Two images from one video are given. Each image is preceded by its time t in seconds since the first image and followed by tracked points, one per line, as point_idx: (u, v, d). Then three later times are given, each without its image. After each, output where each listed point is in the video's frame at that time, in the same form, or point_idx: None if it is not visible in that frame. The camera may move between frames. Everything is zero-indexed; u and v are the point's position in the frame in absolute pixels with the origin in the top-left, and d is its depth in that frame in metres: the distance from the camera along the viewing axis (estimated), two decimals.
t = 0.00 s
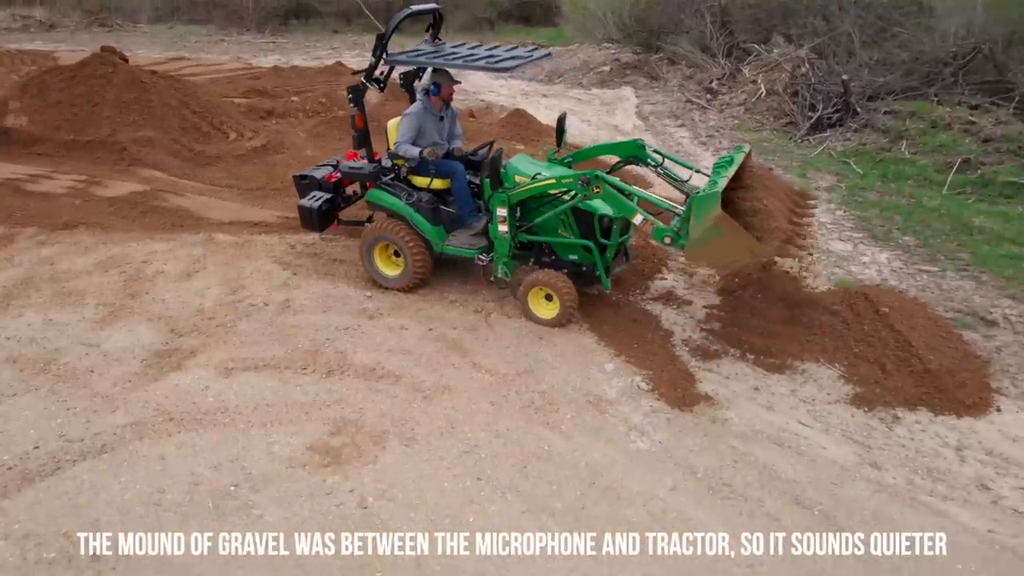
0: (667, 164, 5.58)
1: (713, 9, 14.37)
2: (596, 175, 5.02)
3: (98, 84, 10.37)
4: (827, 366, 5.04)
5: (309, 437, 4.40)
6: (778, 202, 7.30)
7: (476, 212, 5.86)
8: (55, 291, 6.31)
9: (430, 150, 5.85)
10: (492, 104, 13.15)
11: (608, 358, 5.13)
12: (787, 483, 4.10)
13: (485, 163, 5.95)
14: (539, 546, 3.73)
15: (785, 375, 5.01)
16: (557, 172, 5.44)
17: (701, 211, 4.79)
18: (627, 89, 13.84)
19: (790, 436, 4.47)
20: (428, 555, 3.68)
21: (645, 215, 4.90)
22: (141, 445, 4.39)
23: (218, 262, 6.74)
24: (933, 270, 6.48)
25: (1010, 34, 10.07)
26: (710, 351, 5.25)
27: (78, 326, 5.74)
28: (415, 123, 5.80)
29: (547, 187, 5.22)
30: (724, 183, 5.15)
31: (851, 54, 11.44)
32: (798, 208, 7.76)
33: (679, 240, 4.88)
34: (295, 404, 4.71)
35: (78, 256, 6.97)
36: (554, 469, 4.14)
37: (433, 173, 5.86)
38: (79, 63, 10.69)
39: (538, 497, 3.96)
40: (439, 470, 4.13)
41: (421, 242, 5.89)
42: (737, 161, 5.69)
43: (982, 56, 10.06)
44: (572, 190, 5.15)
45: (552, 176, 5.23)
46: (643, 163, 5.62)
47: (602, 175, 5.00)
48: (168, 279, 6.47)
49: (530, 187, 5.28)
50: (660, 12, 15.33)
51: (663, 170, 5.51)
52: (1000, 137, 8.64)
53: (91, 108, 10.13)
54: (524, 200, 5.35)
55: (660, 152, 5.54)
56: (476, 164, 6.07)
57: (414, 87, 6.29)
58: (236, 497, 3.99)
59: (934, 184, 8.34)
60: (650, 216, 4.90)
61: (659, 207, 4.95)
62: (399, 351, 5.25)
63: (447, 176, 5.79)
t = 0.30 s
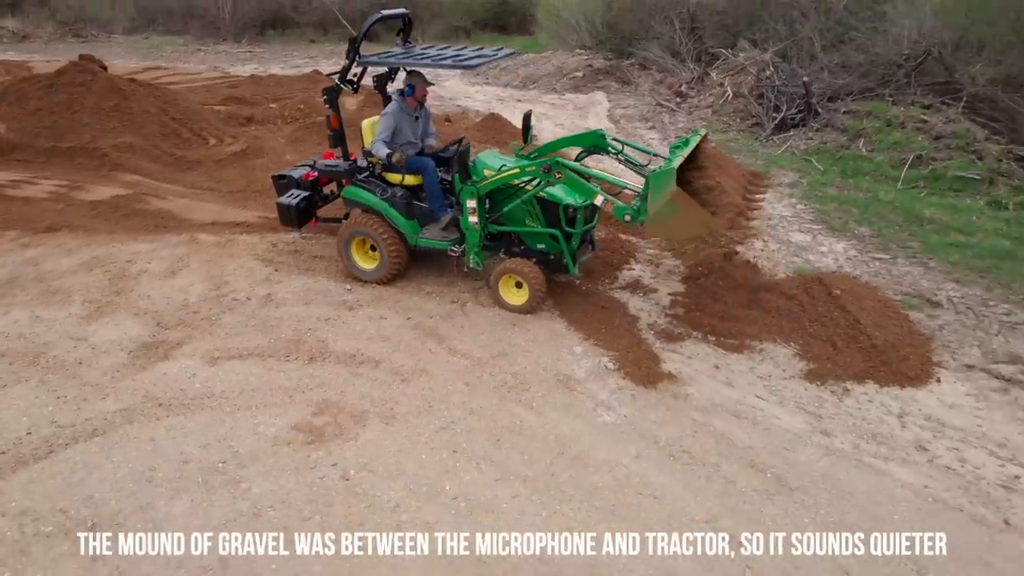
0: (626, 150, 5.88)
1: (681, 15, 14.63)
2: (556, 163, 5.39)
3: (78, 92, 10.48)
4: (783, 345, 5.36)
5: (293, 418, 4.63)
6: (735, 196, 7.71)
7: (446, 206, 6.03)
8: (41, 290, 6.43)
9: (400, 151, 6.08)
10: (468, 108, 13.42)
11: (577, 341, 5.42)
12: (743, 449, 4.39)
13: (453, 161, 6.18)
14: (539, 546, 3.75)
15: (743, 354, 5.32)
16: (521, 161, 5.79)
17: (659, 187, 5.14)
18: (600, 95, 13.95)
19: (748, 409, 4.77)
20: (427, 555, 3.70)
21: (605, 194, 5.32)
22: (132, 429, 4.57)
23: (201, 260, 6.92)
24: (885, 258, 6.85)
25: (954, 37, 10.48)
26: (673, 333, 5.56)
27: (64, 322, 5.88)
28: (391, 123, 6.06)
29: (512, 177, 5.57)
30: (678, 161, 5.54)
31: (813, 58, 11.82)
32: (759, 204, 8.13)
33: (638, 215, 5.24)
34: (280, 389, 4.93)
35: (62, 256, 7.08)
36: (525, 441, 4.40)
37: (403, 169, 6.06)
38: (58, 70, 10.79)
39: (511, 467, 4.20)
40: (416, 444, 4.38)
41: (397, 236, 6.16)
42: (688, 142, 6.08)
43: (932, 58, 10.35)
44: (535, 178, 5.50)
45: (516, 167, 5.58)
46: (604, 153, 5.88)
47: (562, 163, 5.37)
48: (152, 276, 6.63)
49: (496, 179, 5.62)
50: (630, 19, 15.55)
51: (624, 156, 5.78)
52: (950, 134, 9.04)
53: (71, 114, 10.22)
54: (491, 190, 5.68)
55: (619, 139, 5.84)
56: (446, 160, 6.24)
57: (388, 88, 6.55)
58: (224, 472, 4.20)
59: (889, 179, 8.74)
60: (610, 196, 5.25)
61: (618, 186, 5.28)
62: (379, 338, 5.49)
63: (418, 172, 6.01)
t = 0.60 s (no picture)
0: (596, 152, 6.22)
1: (656, 23, 14.68)
2: (530, 163, 5.66)
3: (61, 99, 10.59)
4: (747, 331, 5.65)
5: (281, 403, 4.85)
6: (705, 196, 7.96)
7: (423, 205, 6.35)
8: (30, 289, 6.54)
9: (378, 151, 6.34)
10: (448, 114, 13.67)
11: (552, 329, 5.69)
12: (708, 424, 4.66)
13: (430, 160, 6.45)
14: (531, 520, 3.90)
15: (710, 339, 5.60)
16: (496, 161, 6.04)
17: (634, 195, 5.49)
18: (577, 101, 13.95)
19: (713, 388, 5.05)
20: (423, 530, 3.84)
21: (574, 193, 5.63)
22: (125, 416, 4.75)
23: (188, 260, 7.08)
24: (846, 250, 7.18)
25: (913, 43, 10.98)
26: (644, 321, 5.84)
27: (55, 319, 5.99)
28: (370, 123, 6.32)
29: (487, 176, 5.83)
30: (656, 170, 5.84)
31: (782, 64, 12.18)
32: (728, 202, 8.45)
33: (605, 214, 5.55)
34: (268, 376, 5.14)
35: (51, 258, 7.18)
36: (503, 421, 4.65)
37: (382, 168, 6.32)
38: (41, 78, 10.89)
39: (489, 443, 4.45)
40: (399, 425, 4.62)
41: (376, 233, 6.39)
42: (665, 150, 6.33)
43: (892, 62, 10.76)
44: (508, 176, 5.78)
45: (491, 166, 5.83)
46: (575, 155, 6.16)
47: (536, 163, 5.65)
48: (140, 276, 6.77)
49: (472, 177, 5.88)
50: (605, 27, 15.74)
51: (593, 158, 6.08)
52: (909, 134, 9.43)
53: (55, 121, 10.33)
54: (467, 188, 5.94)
55: (589, 142, 6.13)
56: (423, 160, 6.57)
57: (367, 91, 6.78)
58: (216, 453, 4.39)
59: (853, 177, 9.10)
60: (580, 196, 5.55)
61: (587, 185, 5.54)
62: (362, 329, 5.72)
63: (396, 171, 6.28)
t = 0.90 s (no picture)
0: (576, 154, 6.46)
1: (640, 32, 14.86)
2: (513, 161, 5.94)
3: (56, 107, 10.76)
4: (724, 322, 5.91)
5: (277, 391, 5.06)
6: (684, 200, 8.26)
7: (412, 206, 6.58)
8: (30, 288, 6.69)
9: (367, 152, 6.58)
10: (436, 121, 13.92)
11: (537, 321, 5.92)
12: (684, 407, 4.91)
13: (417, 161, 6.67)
14: (516, 495, 4.12)
15: (687, 330, 5.85)
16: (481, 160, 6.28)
17: (621, 202, 5.71)
18: (563, 108, 14.17)
19: (690, 374, 5.29)
20: (413, 505, 4.05)
21: (556, 191, 5.89)
22: (126, 404, 4.94)
23: (184, 259, 7.26)
24: (820, 247, 7.45)
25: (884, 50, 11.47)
26: (625, 313, 6.08)
27: (55, 316, 6.16)
28: (358, 125, 6.56)
29: (472, 174, 6.09)
30: (645, 180, 6.04)
31: (763, 71, 12.50)
32: (708, 204, 8.72)
33: (584, 211, 5.85)
34: (263, 367, 5.35)
35: (48, 258, 7.33)
36: (489, 406, 4.89)
37: (371, 170, 6.52)
38: (36, 86, 11.06)
39: (476, 426, 4.69)
40: (389, 409, 4.85)
41: (366, 232, 6.62)
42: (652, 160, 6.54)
43: (866, 68, 11.10)
44: (492, 175, 6.05)
45: (476, 165, 6.09)
46: (556, 155, 6.34)
47: (518, 162, 5.92)
48: (137, 275, 6.94)
49: (457, 176, 6.14)
50: (590, 36, 15.79)
51: (571, 160, 6.34)
52: (882, 137, 9.74)
53: (50, 128, 10.50)
54: (453, 187, 6.20)
55: (570, 145, 6.37)
56: (411, 162, 6.79)
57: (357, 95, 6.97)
58: (214, 438, 4.59)
59: (829, 179, 9.40)
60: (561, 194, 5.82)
61: (569, 184, 5.79)
62: (354, 323, 5.94)
63: (385, 172, 6.48)
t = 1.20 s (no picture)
0: (560, 157, 6.69)
1: (631, 42, 15.10)
2: (497, 164, 6.18)
3: (59, 115, 10.99)
4: (709, 318, 6.13)
5: (279, 383, 5.26)
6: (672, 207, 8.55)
7: (402, 207, 6.80)
8: (37, 288, 6.88)
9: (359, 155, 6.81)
10: (432, 129, 14.15)
11: (528, 318, 6.14)
12: (669, 396, 5.12)
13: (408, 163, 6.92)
14: (507, 478, 4.33)
15: (673, 325, 6.07)
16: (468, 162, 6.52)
17: (604, 214, 5.91)
18: (557, 116, 14.39)
19: (675, 367, 5.51)
20: (409, 488, 4.25)
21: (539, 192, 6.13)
22: (133, 395, 5.14)
23: (186, 260, 7.45)
24: (804, 248, 7.69)
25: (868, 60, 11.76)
26: (614, 311, 6.28)
27: (61, 314, 6.35)
28: (351, 127, 6.80)
29: (458, 176, 6.33)
30: (632, 196, 6.21)
31: (751, 79, 12.78)
32: (697, 207, 8.96)
33: (566, 212, 6.01)
34: (265, 360, 5.55)
35: (54, 260, 7.51)
36: (482, 396, 5.10)
37: (363, 172, 6.77)
38: (40, 95, 11.29)
39: (469, 414, 4.90)
40: (386, 399, 5.05)
41: (357, 232, 6.84)
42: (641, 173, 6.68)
43: (851, 76, 11.34)
44: (477, 176, 6.31)
45: (463, 167, 6.35)
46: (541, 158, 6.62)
47: (503, 165, 6.17)
48: (141, 274, 7.12)
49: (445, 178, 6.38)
50: (582, 46, 16.01)
51: (556, 162, 6.59)
52: (866, 143, 10.01)
53: (54, 136, 10.72)
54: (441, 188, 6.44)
55: (555, 149, 6.58)
56: (401, 164, 7.04)
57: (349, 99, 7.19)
58: (218, 426, 4.79)
59: (815, 183, 9.65)
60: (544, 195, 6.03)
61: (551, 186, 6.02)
62: (352, 320, 6.15)
63: (376, 174, 6.73)
